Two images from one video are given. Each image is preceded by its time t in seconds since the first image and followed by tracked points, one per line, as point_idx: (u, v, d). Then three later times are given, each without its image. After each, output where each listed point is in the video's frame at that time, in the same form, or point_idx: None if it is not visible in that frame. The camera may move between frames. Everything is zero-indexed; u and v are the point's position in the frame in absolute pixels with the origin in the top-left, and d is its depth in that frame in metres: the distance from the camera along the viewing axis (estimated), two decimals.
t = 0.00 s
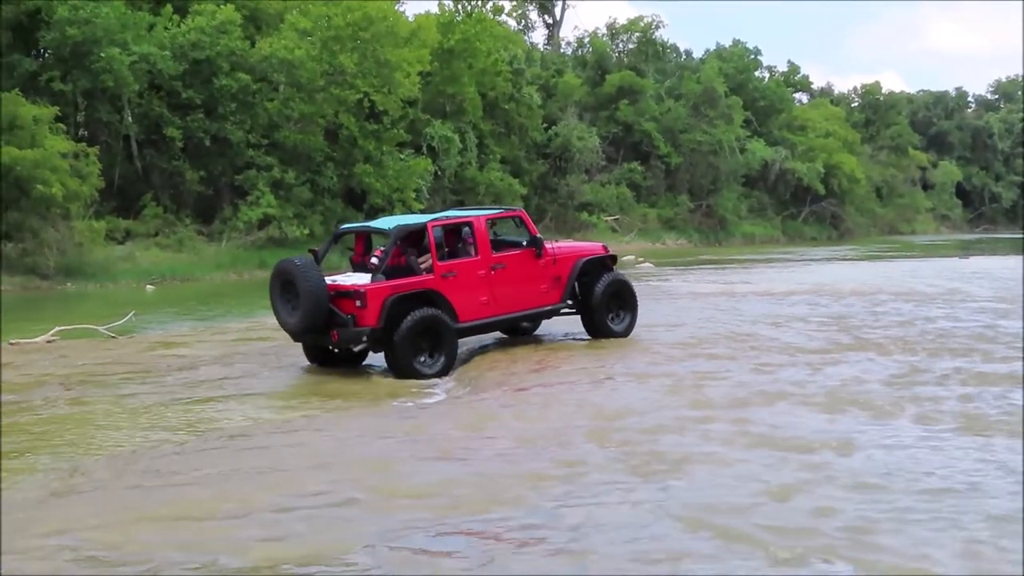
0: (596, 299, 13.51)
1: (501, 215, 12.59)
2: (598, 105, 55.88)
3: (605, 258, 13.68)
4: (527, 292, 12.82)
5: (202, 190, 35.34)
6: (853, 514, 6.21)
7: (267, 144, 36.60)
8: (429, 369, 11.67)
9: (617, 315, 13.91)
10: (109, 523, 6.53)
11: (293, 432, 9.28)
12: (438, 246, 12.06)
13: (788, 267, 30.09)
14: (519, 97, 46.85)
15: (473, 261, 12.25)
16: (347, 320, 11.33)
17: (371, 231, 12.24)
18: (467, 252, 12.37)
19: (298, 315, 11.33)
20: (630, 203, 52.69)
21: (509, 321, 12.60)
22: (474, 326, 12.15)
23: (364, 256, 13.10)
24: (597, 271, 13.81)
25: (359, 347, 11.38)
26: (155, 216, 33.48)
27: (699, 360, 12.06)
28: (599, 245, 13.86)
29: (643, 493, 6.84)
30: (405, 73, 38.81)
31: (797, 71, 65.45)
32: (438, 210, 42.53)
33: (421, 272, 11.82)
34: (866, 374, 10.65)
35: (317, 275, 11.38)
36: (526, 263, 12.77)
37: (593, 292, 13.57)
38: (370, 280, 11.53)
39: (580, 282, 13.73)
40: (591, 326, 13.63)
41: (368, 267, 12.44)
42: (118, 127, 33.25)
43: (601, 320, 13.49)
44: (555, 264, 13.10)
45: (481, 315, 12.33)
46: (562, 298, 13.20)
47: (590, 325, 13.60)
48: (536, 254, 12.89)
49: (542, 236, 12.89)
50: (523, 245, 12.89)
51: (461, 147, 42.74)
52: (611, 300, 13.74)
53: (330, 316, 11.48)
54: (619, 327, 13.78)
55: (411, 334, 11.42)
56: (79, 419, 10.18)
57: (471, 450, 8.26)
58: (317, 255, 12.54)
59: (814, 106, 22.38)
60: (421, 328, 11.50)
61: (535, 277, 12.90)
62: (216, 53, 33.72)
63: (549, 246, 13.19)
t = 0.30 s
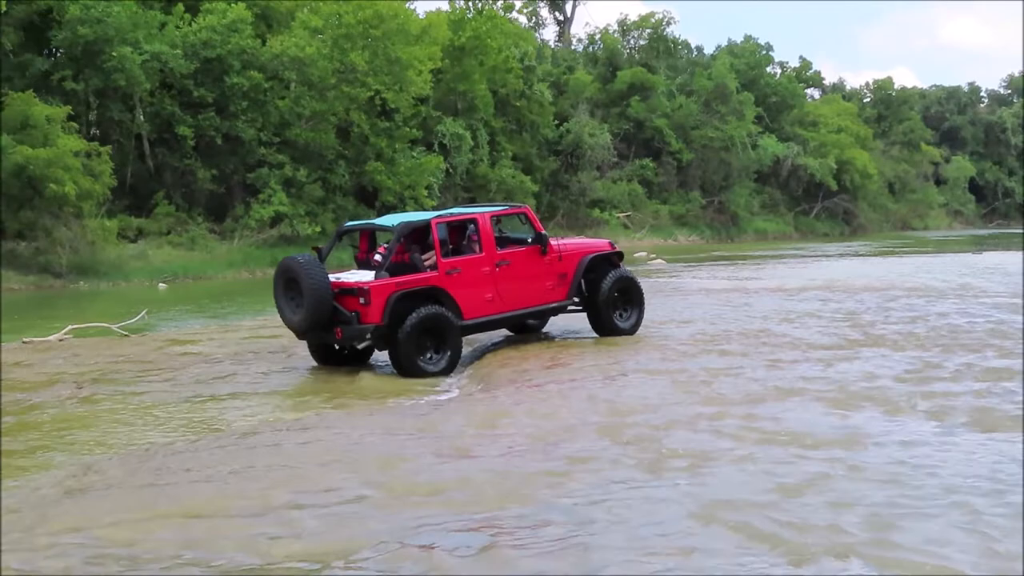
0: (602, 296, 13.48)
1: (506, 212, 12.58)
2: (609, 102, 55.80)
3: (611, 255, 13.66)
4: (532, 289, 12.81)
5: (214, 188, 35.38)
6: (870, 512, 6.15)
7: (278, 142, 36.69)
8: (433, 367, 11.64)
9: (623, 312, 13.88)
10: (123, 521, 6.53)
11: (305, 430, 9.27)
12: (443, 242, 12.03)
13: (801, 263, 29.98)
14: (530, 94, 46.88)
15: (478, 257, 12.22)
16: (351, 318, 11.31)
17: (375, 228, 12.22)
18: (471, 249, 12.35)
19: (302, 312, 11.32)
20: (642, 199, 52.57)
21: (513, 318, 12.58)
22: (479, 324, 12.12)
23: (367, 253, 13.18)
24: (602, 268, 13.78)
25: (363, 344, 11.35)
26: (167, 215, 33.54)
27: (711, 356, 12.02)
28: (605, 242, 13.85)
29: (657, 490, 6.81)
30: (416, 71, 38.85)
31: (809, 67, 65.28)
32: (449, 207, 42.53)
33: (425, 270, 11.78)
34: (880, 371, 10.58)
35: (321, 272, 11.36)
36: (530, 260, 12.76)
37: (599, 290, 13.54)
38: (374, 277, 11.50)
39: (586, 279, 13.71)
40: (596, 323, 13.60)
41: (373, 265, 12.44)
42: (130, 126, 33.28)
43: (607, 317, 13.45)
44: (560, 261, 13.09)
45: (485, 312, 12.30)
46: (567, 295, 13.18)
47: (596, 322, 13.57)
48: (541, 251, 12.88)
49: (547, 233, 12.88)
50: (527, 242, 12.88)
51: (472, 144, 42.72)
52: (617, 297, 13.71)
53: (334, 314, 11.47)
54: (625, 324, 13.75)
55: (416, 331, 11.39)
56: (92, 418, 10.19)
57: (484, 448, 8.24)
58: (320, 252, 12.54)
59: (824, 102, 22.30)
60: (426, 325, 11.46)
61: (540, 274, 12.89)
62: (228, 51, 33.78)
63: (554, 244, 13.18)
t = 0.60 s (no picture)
0: (605, 293, 13.47)
1: (508, 208, 12.58)
2: (615, 98, 55.78)
3: (614, 251, 13.65)
4: (535, 285, 12.80)
5: (220, 184, 35.46)
6: (875, 508, 6.15)
7: (284, 138, 36.74)
8: (436, 363, 11.66)
9: (626, 309, 13.87)
10: (129, 516, 6.56)
11: (309, 425, 9.29)
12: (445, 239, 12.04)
13: (806, 260, 30.00)
14: (536, 90, 46.87)
15: (480, 254, 12.23)
16: (353, 314, 11.33)
17: (377, 224, 12.24)
18: (473, 246, 12.35)
19: (304, 308, 11.35)
20: (646, 195, 52.64)
21: (516, 315, 12.58)
22: (481, 320, 12.13)
23: (370, 250, 13.24)
24: (605, 264, 13.79)
25: (365, 340, 11.37)
26: (172, 210, 33.24)
27: (717, 353, 12.02)
28: (608, 238, 13.86)
29: (663, 486, 6.81)
30: (422, 67, 38.89)
31: (814, 64, 65.26)
32: (455, 203, 42.60)
33: (427, 266, 11.80)
34: (885, 367, 10.58)
35: (323, 268, 11.39)
36: (533, 256, 12.75)
37: (602, 286, 13.54)
38: (375, 274, 11.52)
39: (589, 275, 13.71)
40: (599, 319, 13.60)
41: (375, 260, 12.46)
42: (136, 121, 33.48)
43: (610, 314, 13.45)
44: (562, 258, 13.10)
45: (488, 308, 12.31)
46: (570, 291, 13.19)
47: (599, 318, 13.57)
48: (544, 247, 12.88)
49: (550, 229, 12.88)
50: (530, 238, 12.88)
51: (478, 140, 42.73)
52: (620, 293, 13.70)
53: (336, 310, 11.50)
54: (628, 321, 13.74)
55: (418, 327, 11.40)
56: (99, 413, 10.22)
57: (489, 444, 8.25)
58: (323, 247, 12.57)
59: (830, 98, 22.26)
60: (427, 321, 11.47)
61: (543, 270, 12.89)
62: (234, 47, 33.79)
63: (557, 240, 13.18)
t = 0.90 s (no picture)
0: (607, 298, 13.45)
1: (511, 213, 12.57)
2: (615, 103, 55.80)
3: (616, 255, 13.63)
4: (538, 290, 12.79)
5: (220, 189, 35.52)
6: (872, 513, 6.14)
7: (284, 143, 36.79)
8: (439, 368, 11.65)
9: (629, 314, 13.85)
10: (128, 522, 6.54)
11: (310, 431, 9.27)
12: (448, 244, 12.03)
13: (806, 264, 29.97)
14: (536, 95, 46.83)
15: (483, 259, 12.22)
16: (356, 319, 11.32)
17: (380, 229, 12.22)
18: (476, 251, 12.34)
19: (308, 313, 11.35)
20: (647, 200, 52.69)
21: (519, 320, 12.56)
22: (484, 325, 12.11)
23: (372, 255, 13.16)
24: (607, 269, 13.76)
25: (369, 345, 11.36)
26: (174, 216, 33.54)
27: (717, 358, 12.00)
28: (610, 243, 13.84)
29: (663, 492, 6.78)
30: (422, 72, 38.82)
31: (815, 68, 65.26)
32: (456, 209, 42.65)
33: (430, 271, 11.79)
34: (884, 372, 10.56)
35: (326, 273, 11.39)
36: (536, 261, 12.74)
37: (604, 291, 13.51)
38: (378, 279, 11.50)
39: (591, 280, 13.69)
40: (602, 324, 13.59)
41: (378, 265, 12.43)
42: (137, 127, 33.24)
43: (612, 319, 13.43)
44: (565, 263, 13.08)
45: (491, 314, 12.30)
46: (573, 296, 13.18)
47: (602, 322, 13.55)
48: (547, 252, 12.87)
49: (553, 234, 12.87)
50: (533, 243, 12.87)
51: (479, 145, 42.74)
52: (623, 298, 13.68)
53: (339, 315, 11.49)
54: (631, 326, 13.72)
55: (422, 332, 11.38)
56: (99, 419, 10.21)
57: (489, 449, 8.24)
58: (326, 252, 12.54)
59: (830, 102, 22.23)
60: (431, 327, 11.45)
61: (546, 275, 12.88)
62: (235, 53, 33.78)
63: (560, 245, 13.16)
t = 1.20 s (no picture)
0: (618, 306, 13.43)
1: (523, 221, 12.57)
2: (618, 111, 55.86)
3: (626, 263, 13.61)
4: (549, 297, 12.78)
5: (223, 198, 35.60)
6: (874, 520, 6.12)
7: (288, 152, 36.80)
8: (452, 376, 11.63)
9: (638, 321, 13.84)
10: (132, 532, 6.52)
11: (314, 440, 9.25)
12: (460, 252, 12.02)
13: (810, 272, 29.94)
14: (539, 103, 46.81)
15: (494, 267, 12.20)
16: (370, 328, 11.30)
17: (392, 237, 12.20)
18: (488, 258, 12.32)
19: (321, 322, 11.33)
20: (651, 208, 52.67)
21: (530, 327, 12.55)
22: (496, 333, 12.10)
23: (385, 264, 13.14)
24: (618, 277, 13.74)
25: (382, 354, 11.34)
26: (176, 225, 33.61)
27: (720, 366, 11.97)
28: (620, 250, 13.82)
29: (669, 500, 6.76)
30: (425, 80, 38.80)
31: (817, 76, 65.29)
32: (459, 217, 42.68)
33: (442, 279, 11.77)
34: (888, 380, 10.54)
35: (340, 282, 11.37)
36: (547, 269, 12.73)
37: (615, 299, 13.50)
38: (391, 287, 11.48)
39: (602, 288, 13.67)
40: (613, 332, 13.57)
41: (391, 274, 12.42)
42: (140, 136, 33.33)
43: (623, 326, 13.41)
44: (576, 270, 13.06)
45: (502, 321, 12.29)
46: (583, 304, 13.16)
47: (612, 330, 13.53)
48: (558, 260, 12.86)
49: (564, 242, 12.86)
50: (544, 251, 12.86)
51: (482, 154, 42.79)
52: (632, 306, 13.66)
53: (352, 323, 11.47)
54: (641, 334, 13.71)
55: (435, 340, 11.37)
56: (104, 428, 10.19)
57: (494, 458, 8.21)
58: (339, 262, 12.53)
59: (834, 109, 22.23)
60: (444, 335, 11.44)
61: (556, 283, 12.87)
62: (238, 62, 33.80)
63: (570, 253, 13.15)
